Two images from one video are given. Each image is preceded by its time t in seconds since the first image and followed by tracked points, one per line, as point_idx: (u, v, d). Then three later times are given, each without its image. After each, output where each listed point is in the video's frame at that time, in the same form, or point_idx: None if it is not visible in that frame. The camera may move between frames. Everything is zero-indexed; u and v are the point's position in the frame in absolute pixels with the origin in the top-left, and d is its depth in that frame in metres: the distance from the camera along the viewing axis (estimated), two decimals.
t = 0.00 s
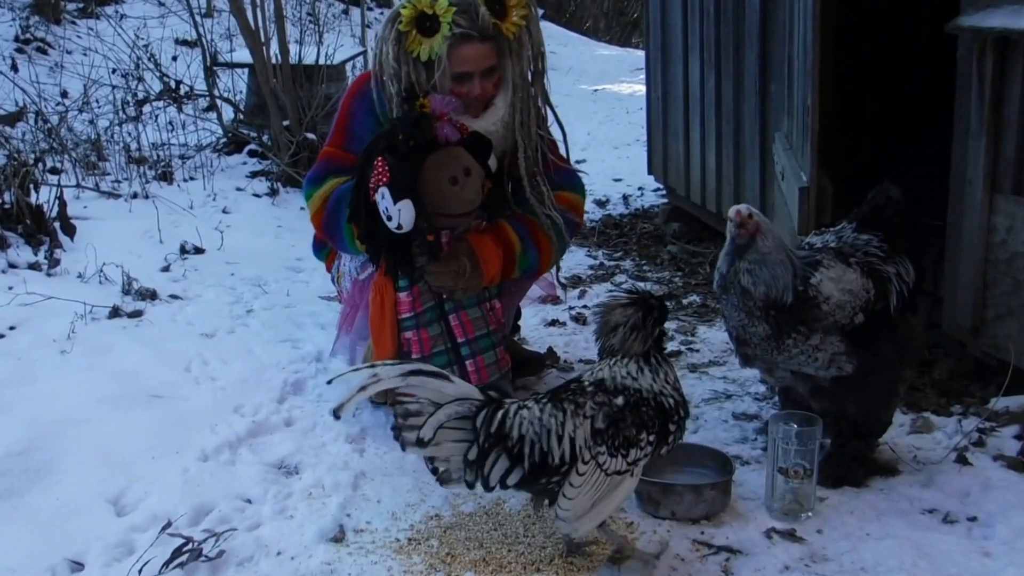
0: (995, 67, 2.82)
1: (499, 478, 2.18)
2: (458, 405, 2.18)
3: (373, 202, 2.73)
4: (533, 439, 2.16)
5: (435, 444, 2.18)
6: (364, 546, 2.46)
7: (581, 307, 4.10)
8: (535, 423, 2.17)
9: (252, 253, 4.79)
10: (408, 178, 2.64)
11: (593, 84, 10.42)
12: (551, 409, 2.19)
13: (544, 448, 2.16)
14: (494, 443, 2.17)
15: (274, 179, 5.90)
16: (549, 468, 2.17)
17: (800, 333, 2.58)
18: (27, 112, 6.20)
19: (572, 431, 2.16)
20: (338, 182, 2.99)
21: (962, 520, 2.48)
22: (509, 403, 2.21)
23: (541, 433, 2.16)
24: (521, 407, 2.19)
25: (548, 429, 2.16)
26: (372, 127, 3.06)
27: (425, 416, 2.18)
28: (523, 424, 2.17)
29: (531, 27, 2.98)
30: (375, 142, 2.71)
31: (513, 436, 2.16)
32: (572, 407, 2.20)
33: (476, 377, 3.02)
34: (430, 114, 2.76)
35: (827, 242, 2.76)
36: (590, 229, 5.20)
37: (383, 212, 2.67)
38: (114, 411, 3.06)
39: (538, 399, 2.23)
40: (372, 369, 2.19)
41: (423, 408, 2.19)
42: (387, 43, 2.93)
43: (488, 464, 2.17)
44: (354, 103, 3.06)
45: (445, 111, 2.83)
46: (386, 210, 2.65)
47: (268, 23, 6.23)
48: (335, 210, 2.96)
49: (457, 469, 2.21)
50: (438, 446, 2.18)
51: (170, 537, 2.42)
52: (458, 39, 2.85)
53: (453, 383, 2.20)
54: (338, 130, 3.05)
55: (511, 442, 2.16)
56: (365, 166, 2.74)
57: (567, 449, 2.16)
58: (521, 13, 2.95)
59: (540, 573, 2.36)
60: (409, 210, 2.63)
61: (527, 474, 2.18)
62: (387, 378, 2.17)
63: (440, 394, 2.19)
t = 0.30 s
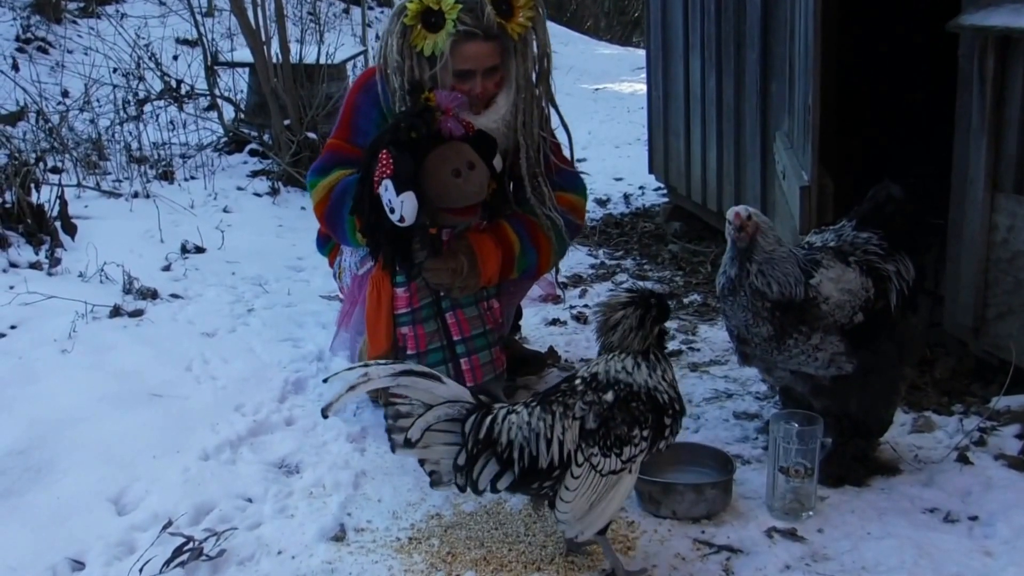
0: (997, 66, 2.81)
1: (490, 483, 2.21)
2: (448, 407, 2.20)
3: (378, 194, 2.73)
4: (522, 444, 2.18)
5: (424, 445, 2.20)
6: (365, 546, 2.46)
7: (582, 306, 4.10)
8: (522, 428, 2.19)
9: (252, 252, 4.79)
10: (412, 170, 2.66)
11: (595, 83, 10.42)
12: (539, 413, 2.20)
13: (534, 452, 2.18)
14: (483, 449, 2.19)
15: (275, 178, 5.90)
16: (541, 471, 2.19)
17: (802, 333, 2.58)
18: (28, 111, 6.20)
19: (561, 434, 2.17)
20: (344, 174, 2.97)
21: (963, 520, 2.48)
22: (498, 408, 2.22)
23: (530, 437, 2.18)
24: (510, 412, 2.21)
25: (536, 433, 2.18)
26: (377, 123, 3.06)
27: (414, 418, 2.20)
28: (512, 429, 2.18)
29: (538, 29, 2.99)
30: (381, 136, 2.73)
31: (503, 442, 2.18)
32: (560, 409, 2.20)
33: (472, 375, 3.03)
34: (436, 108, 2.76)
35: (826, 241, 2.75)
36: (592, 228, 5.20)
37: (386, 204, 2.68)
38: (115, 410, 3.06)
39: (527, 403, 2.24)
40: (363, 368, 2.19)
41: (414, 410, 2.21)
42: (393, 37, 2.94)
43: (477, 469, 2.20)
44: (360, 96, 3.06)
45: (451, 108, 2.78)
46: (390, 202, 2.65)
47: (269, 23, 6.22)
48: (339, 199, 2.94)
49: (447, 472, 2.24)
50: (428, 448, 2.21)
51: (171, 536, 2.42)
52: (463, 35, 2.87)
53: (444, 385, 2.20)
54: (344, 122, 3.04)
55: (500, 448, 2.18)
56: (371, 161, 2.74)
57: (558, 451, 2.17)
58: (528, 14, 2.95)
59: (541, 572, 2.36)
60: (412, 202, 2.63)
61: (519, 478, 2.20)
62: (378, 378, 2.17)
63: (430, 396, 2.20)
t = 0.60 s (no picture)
0: (999, 66, 2.81)
1: (494, 491, 2.23)
2: (450, 413, 2.23)
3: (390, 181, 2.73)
4: (525, 451, 2.20)
5: (426, 451, 2.22)
6: (366, 545, 2.46)
7: (583, 305, 4.10)
8: (524, 435, 2.20)
9: (253, 251, 4.79)
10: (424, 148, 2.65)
11: (595, 82, 10.44)
12: (540, 420, 2.21)
13: (537, 459, 2.19)
14: (486, 457, 2.21)
15: (276, 178, 5.90)
16: (546, 477, 2.20)
17: (811, 346, 2.59)
18: (29, 110, 6.20)
19: (563, 439, 2.18)
20: (354, 167, 2.97)
21: (964, 519, 2.47)
22: (499, 416, 2.24)
23: (532, 445, 2.20)
24: (511, 421, 2.23)
25: (539, 440, 2.19)
26: (384, 117, 3.05)
27: (416, 423, 2.21)
28: (514, 437, 2.20)
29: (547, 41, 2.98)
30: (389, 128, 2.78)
31: (506, 450, 2.21)
32: (561, 414, 2.20)
33: (473, 370, 3.03)
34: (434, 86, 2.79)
35: (821, 246, 2.72)
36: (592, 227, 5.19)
37: (400, 185, 2.68)
38: (116, 409, 3.07)
39: (529, 410, 2.25)
40: (366, 372, 2.22)
41: (416, 416, 2.22)
42: (403, 37, 2.89)
43: (481, 478, 2.22)
44: (365, 92, 3.04)
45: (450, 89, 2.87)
46: (403, 181, 2.66)
47: (270, 22, 6.22)
48: (347, 193, 2.94)
49: (449, 480, 2.26)
50: (430, 454, 2.23)
51: (172, 535, 2.42)
52: (472, 44, 2.80)
53: (447, 391, 2.24)
54: (351, 117, 3.05)
55: (503, 456, 2.21)
56: (380, 154, 2.78)
57: (562, 457, 2.18)
58: (540, 25, 2.92)
59: (542, 571, 2.36)
60: (425, 175, 2.63)
61: (523, 486, 2.22)
62: (381, 382, 2.20)
63: (433, 402, 2.22)
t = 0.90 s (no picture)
0: (1000, 65, 2.81)
1: (494, 492, 2.23)
2: (450, 413, 2.24)
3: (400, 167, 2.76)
4: (524, 453, 2.19)
5: (426, 452, 2.22)
6: (367, 544, 2.46)
7: (584, 304, 4.10)
8: (524, 436, 2.20)
9: (254, 250, 4.79)
10: (437, 137, 2.70)
11: (596, 81, 10.43)
12: (540, 421, 2.20)
13: (537, 461, 2.19)
14: (485, 459, 2.21)
15: (277, 177, 5.90)
16: (546, 478, 2.19)
17: (814, 350, 2.60)
18: (30, 110, 6.20)
19: (563, 440, 2.18)
20: (356, 163, 2.97)
21: (965, 518, 2.47)
22: (498, 417, 2.24)
23: (532, 446, 2.19)
24: (510, 422, 2.22)
25: (538, 442, 2.19)
26: (388, 115, 3.06)
27: (416, 422, 2.22)
28: (513, 439, 2.20)
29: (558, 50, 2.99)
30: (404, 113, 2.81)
31: (505, 452, 2.20)
32: (561, 414, 2.20)
33: (463, 362, 3.03)
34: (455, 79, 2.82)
35: (820, 246, 2.74)
36: (593, 226, 5.19)
37: (411, 172, 2.70)
38: (117, 408, 3.07)
39: (528, 411, 2.24)
40: (368, 370, 2.23)
41: (416, 415, 2.23)
42: (420, 29, 2.88)
43: (481, 479, 2.22)
44: (371, 90, 3.05)
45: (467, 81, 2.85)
46: (415, 168, 2.68)
47: (270, 21, 6.22)
48: (348, 189, 2.94)
49: (448, 480, 2.26)
50: (430, 455, 2.23)
51: (173, 534, 2.42)
52: (490, 42, 2.79)
53: (447, 390, 2.25)
54: (354, 114, 3.04)
55: (502, 458, 2.20)
56: (389, 140, 2.81)
57: (562, 458, 2.18)
58: (552, 34, 2.95)
59: (543, 570, 2.36)
60: (439, 166, 2.66)
61: (523, 487, 2.22)
62: (383, 379, 2.21)
63: (433, 402, 2.23)
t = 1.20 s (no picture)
0: (1001, 64, 2.80)
1: (492, 494, 2.23)
2: (451, 413, 2.24)
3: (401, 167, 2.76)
4: (522, 457, 2.19)
5: (425, 451, 2.22)
6: (368, 543, 2.46)
7: (585, 303, 4.10)
8: (523, 440, 2.20)
9: (255, 250, 4.78)
10: (438, 136, 2.70)
11: (597, 80, 10.43)
12: (538, 423, 2.20)
13: (535, 464, 2.19)
14: (484, 462, 2.22)
15: (278, 177, 5.90)
16: (545, 480, 2.19)
17: (814, 359, 2.62)
18: (30, 110, 6.20)
19: (562, 442, 2.17)
20: (357, 163, 2.96)
21: (967, 518, 2.47)
22: (497, 421, 2.25)
23: (530, 450, 2.19)
24: (510, 425, 2.23)
25: (537, 445, 2.18)
26: (390, 116, 3.05)
27: (415, 421, 2.22)
28: (511, 443, 2.20)
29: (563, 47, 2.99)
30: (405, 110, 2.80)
31: (503, 455, 2.21)
32: (559, 416, 2.19)
33: (462, 360, 3.03)
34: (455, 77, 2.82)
35: (813, 253, 2.72)
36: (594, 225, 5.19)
37: (412, 172, 2.70)
38: (118, 408, 3.07)
39: (527, 415, 2.24)
40: (369, 367, 2.23)
41: (416, 413, 2.23)
42: (424, 26, 2.91)
43: (478, 481, 2.22)
44: (373, 90, 3.05)
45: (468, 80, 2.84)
46: (415, 167, 2.69)
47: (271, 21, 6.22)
48: (349, 189, 2.94)
49: (447, 481, 2.26)
50: (428, 454, 2.23)
51: (174, 533, 2.42)
52: (497, 38, 2.78)
53: (448, 390, 2.26)
54: (356, 115, 3.04)
55: (501, 461, 2.21)
56: (390, 138, 2.80)
57: (561, 459, 2.17)
58: (556, 32, 2.94)
59: (544, 570, 2.36)
60: (439, 165, 2.66)
61: (521, 490, 2.22)
62: (384, 377, 2.22)
63: (434, 401, 2.24)
